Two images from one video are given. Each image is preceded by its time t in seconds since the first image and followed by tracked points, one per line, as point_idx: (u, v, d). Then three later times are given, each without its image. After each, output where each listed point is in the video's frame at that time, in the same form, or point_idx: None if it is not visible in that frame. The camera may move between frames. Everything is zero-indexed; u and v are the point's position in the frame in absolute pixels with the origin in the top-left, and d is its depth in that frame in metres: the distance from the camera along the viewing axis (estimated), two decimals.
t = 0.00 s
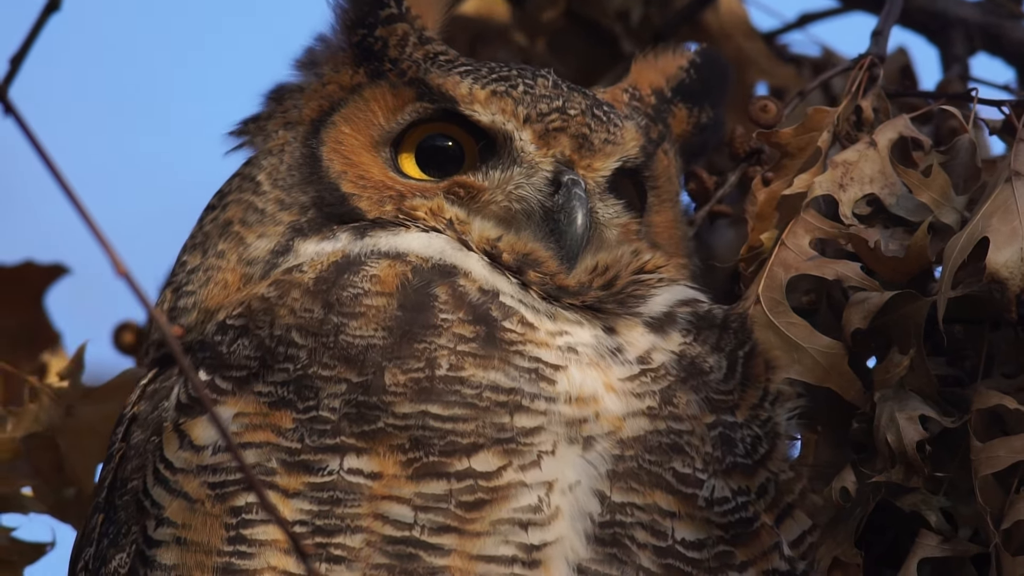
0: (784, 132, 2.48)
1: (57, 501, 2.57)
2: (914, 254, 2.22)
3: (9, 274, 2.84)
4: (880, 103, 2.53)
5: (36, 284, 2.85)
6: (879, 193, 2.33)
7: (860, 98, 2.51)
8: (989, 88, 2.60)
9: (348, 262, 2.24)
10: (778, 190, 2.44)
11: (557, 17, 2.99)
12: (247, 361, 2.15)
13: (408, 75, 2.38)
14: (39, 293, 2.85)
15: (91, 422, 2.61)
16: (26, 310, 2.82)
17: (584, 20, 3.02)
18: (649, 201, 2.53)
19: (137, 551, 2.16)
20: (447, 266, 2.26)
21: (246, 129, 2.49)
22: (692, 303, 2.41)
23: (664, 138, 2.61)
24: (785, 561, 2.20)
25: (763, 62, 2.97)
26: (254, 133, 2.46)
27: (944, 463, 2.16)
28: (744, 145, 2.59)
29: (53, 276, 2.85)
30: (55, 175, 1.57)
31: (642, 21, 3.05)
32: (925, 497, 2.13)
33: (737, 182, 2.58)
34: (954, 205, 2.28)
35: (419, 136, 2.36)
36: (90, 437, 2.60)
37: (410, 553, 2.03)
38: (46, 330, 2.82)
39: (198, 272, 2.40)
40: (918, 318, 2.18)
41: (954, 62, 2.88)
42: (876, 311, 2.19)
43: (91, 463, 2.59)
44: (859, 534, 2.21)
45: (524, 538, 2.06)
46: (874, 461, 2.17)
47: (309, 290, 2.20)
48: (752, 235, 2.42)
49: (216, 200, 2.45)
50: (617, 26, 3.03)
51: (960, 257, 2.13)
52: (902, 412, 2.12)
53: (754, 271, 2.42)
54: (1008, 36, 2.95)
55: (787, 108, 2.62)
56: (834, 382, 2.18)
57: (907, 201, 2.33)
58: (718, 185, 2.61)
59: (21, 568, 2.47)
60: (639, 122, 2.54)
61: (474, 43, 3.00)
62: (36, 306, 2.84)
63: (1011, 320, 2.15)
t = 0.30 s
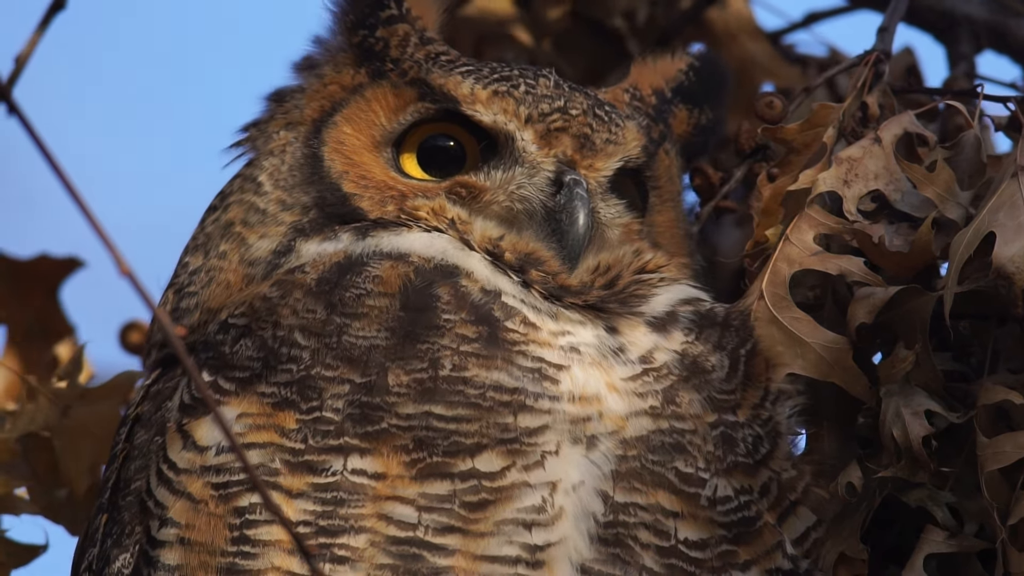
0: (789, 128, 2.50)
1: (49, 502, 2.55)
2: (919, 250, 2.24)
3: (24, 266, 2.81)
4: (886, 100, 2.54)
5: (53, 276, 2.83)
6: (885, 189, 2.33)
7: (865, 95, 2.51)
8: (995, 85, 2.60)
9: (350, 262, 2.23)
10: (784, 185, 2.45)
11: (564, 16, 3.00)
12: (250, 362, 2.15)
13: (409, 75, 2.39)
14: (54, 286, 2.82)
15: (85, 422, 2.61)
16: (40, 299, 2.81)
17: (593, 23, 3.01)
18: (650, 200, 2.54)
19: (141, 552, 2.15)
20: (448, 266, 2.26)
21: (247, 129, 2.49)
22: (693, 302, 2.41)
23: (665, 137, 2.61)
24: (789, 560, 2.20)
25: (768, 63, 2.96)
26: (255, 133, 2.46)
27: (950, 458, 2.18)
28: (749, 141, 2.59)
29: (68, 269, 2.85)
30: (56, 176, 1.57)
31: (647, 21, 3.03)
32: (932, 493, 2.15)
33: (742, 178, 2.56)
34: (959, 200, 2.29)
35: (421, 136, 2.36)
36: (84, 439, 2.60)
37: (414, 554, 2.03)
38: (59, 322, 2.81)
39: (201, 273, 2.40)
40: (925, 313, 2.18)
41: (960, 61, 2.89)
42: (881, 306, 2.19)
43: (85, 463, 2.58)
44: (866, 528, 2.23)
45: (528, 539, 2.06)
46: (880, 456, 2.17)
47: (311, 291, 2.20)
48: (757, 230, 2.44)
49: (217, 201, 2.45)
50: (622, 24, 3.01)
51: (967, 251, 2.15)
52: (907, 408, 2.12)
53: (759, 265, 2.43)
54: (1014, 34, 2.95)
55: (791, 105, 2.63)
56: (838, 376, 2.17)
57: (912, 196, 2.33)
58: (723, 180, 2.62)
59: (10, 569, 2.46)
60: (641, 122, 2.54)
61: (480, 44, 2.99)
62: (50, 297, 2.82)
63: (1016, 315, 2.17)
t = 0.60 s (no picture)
0: (791, 130, 2.50)
1: (55, 501, 2.55)
2: (921, 253, 2.24)
3: (24, 270, 2.83)
4: (886, 102, 2.54)
5: (53, 279, 2.84)
6: (887, 190, 2.34)
7: (866, 98, 2.52)
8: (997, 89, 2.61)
9: (352, 264, 2.23)
10: (785, 189, 2.46)
11: (563, 23, 3.00)
12: (252, 363, 2.15)
13: (411, 76, 2.39)
14: (54, 289, 2.84)
15: (91, 421, 2.61)
16: (40, 302, 2.82)
17: (593, 29, 3.01)
18: (651, 201, 2.54)
19: (143, 552, 2.15)
20: (449, 268, 2.26)
21: (248, 130, 2.48)
22: (694, 303, 2.41)
23: (666, 138, 2.61)
24: (790, 563, 2.19)
25: (768, 71, 2.99)
26: (256, 134, 2.46)
27: (952, 460, 2.19)
28: (751, 143, 2.59)
29: (68, 272, 2.86)
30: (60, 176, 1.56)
31: (646, 27, 3.00)
32: (934, 494, 2.15)
33: (743, 182, 2.58)
34: (961, 203, 2.30)
35: (423, 137, 2.36)
36: (91, 439, 2.60)
37: (417, 556, 2.03)
38: (60, 325, 2.82)
39: (202, 275, 2.40)
40: (927, 315, 2.19)
41: (960, 65, 2.90)
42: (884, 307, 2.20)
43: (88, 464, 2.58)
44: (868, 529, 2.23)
45: (530, 540, 2.06)
46: (881, 458, 2.20)
47: (313, 293, 2.20)
48: (758, 232, 2.44)
49: (218, 202, 2.45)
50: (622, 31, 3.02)
51: (969, 253, 2.16)
52: (910, 409, 2.13)
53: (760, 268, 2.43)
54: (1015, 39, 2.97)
55: (793, 107, 2.65)
56: (841, 378, 2.19)
57: (914, 199, 2.33)
58: (725, 183, 2.64)
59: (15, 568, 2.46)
60: (642, 123, 2.54)
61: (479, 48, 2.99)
62: (50, 301, 2.83)
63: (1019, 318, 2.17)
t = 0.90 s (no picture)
0: (790, 129, 2.50)
1: (47, 505, 2.55)
2: (919, 251, 2.24)
3: (29, 268, 2.83)
4: (886, 101, 2.54)
5: (57, 279, 2.84)
6: (887, 189, 2.34)
7: (866, 97, 2.53)
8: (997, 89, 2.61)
9: (351, 265, 2.24)
10: (785, 186, 2.45)
11: (564, 21, 2.99)
12: (251, 365, 2.16)
13: (411, 76, 2.39)
14: (59, 288, 2.84)
15: (86, 426, 2.61)
16: (44, 302, 2.82)
17: (595, 29, 3.02)
18: (651, 201, 2.52)
19: (142, 554, 2.15)
20: (449, 268, 2.27)
21: (248, 130, 2.49)
22: (694, 303, 2.41)
23: (666, 137, 2.61)
24: (789, 563, 2.20)
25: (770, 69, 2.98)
26: (256, 133, 2.46)
27: (952, 459, 2.20)
28: (751, 142, 2.58)
29: (72, 272, 2.86)
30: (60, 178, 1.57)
31: (647, 26, 3.04)
32: (934, 493, 2.16)
33: (744, 179, 2.57)
34: (961, 201, 2.29)
35: (422, 137, 2.36)
36: (86, 443, 2.60)
37: (416, 557, 2.05)
38: (64, 324, 2.83)
39: (201, 275, 2.40)
40: (926, 314, 2.19)
41: (961, 65, 2.90)
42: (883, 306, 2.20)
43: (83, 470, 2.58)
44: (868, 528, 2.23)
45: (529, 541, 2.08)
46: (880, 457, 2.19)
47: (312, 294, 2.21)
48: (758, 230, 2.43)
49: (218, 203, 2.45)
50: (625, 32, 3.02)
51: (969, 250, 2.16)
52: (908, 407, 2.14)
53: (760, 267, 2.43)
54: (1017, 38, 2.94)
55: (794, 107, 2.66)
56: (841, 376, 2.19)
57: (914, 197, 2.33)
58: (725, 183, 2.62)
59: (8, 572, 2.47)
60: (642, 123, 2.54)
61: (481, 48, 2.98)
62: (54, 301, 2.83)
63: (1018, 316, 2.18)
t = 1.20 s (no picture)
0: (788, 129, 2.50)
1: (61, 499, 2.55)
2: (917, 250, 2.24)
3: (30, 264, 2.79)
4: (885, 101, 2.54)
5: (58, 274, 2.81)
6: (884, 189, 2.34)
7: (864, 96, 2.53)
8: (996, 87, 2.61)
9: (349, 266, 2.25)
10: (783, 186, 2.45)
11: (565, 21, 2.99)
12: (249, 365, 2.17)
13: (409, 76, 2.39)
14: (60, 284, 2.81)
15: (95, 420, 2.63)
16: (47, 299, 2.80)
17: (595, 28, 3.02)
18: (650, 201, 2.52)
19: (138, 553, 2.16)
20: (447, 269, 2.27)
21: (246, 129, 2.49)
22: (693, 303, 2.42)
23: (665, 137, 2.61)
24: (786, 563, 2.21)
25: (769, 67, 2.98)
26: (254, 131, 2.46)
27: (949, 458, 2.20)
28: (749, 141, 2.59)
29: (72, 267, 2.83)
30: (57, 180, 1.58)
31: (647, 25, 3.02)
32: (932, 492, 2.15)
33: (742, 179, 2.57)
34: (959, 201, 2.29)
35: (421, 137, 2.36)
36: (93, 436, 2.62)
37: (414, 558, 2.06)
38: (66, 321, 2.80)
39: (200, 276, 2.41)
40: (924, 313, 2.19)
41: (960, 62, 2.90)
42: (880, 305, 2.21)
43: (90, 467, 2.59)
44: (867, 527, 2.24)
45: (528, 542, 2.09)
46: (878, 456, 2.19)
47: (310, 295, 2.22)
48: (757, 230, 2.44)
49: (216, 203, 2.45)
50: (623, 31, 3.01)
51: (966, 250, 2.16)
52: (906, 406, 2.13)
53: (758, 267, 2.43)
54: (1015, 36, 2.95)
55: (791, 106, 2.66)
56: (839, 375, 2.19)
57: (912, 197, 2.34)
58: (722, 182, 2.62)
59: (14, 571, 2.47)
60: (640, 123, 2.53)
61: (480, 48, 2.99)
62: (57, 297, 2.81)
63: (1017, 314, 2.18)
